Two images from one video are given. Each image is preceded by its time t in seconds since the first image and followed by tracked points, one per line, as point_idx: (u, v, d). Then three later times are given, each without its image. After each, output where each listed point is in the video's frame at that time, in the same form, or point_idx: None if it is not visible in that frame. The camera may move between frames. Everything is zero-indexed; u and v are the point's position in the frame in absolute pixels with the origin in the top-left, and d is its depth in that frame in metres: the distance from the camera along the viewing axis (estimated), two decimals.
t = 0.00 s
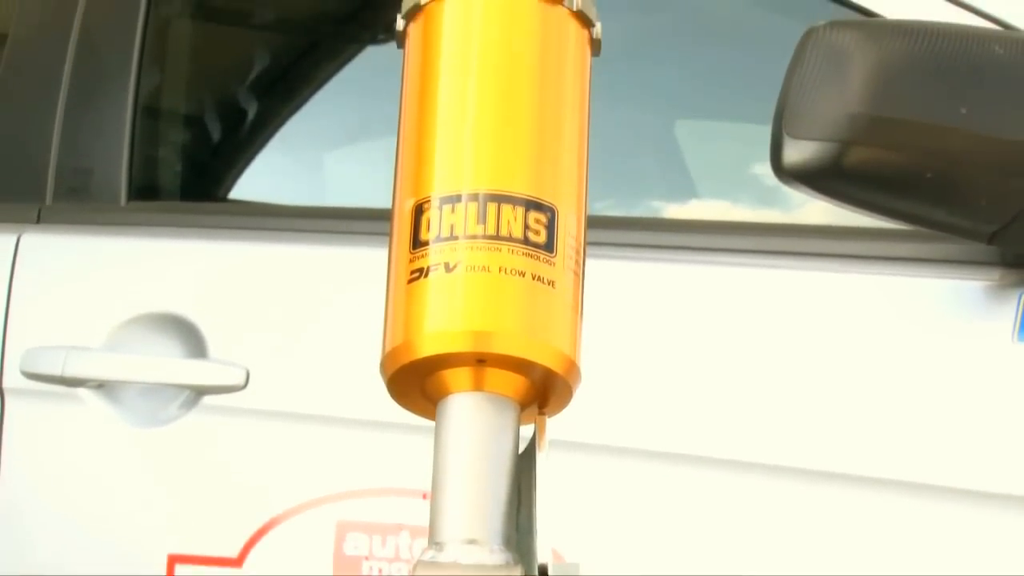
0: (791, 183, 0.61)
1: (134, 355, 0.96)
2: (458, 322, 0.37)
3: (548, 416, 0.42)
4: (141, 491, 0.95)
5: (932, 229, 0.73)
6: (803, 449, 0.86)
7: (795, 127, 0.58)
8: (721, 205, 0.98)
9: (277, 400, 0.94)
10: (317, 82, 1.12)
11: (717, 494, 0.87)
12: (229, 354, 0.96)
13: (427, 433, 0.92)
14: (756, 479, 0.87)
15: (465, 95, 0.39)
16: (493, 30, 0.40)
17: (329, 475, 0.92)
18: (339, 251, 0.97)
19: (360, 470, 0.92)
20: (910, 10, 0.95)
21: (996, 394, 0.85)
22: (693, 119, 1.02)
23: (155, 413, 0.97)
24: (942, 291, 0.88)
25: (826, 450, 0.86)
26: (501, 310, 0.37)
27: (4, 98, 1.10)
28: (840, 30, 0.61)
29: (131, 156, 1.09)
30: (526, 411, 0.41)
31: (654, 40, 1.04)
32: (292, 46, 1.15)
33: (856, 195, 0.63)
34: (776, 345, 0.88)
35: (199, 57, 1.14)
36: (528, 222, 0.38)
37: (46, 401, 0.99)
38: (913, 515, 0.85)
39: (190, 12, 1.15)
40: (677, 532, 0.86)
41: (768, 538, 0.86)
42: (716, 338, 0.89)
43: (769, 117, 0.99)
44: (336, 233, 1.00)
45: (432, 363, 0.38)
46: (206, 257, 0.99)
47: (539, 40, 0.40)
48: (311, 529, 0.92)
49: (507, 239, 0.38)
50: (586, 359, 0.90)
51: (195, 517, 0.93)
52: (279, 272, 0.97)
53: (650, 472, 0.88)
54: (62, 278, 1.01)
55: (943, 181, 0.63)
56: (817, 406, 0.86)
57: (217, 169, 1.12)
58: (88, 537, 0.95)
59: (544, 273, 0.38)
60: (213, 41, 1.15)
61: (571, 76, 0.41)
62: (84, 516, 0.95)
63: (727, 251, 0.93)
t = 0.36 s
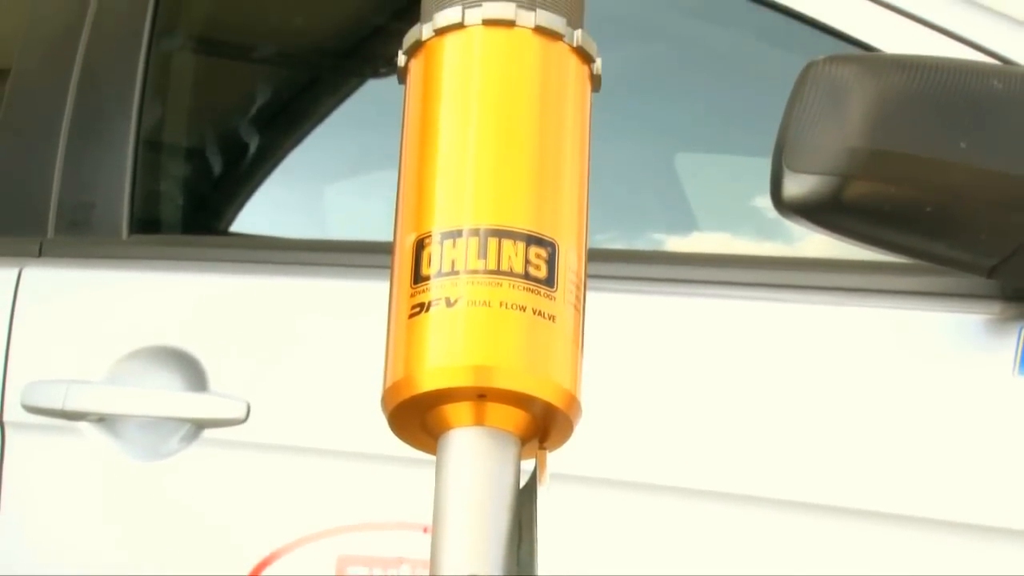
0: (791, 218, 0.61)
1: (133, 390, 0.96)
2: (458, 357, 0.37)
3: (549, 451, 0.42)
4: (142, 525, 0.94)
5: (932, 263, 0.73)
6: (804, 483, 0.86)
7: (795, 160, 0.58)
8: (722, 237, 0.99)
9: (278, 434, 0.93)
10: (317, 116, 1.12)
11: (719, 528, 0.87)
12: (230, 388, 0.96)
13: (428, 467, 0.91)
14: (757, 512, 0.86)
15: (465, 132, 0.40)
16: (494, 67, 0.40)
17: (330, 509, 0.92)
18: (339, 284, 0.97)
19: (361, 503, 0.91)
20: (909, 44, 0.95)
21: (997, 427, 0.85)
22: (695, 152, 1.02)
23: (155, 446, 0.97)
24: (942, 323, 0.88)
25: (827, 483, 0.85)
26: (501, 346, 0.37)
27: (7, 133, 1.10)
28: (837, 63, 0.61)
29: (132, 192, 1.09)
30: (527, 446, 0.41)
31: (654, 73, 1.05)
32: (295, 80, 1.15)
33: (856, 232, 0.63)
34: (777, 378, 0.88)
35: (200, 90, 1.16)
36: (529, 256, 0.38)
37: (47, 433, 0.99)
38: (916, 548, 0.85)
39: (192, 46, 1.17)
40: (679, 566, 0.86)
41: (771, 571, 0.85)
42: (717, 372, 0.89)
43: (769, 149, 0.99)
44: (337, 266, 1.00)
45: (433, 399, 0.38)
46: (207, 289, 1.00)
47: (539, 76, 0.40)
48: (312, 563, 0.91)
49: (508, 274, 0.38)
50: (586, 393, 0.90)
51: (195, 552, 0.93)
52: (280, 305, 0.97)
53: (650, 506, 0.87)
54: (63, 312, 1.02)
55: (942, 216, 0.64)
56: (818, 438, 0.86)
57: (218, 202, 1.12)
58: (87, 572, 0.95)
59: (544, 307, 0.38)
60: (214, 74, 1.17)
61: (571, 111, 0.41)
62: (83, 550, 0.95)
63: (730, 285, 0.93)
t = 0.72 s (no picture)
0: (791, 250, 0.61)
1: (133, 424, 0.96)
2: (458, 391, 0.37)
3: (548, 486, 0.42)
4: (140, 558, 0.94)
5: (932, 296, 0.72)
6: (806, 517, 0.85)
7: (795, 194, 0.58)
8: (723, 268, 0.99)
9: (279, 467, 0.93)
10: (317, 150, 1.12)
11: (720, 561, 0.86)
12: (230, 423, 0.95)
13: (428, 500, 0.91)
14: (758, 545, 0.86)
15: (466, 167, 0.40)
16: (493, 104, 0.40)
17: (329, 543, 0.91)
18: (340, 317, 0.97)
19: (361, 537, 0.91)
20: (911, 80, 0.95)
21: (998, 461, 0.85)
22: (694, 184, 1.03)
23: (155, 480, 0.97)
24: (943, 358, 0.88)
25: (828, 517, 0.85)
26: (501, 380, 0.37)
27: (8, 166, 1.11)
28: (836, 97, 0.61)
29: (132, 225, 1.09)
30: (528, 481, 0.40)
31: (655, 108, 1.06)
32: (296, 113, 1.15)
33: (855, 265, 0.63)
34: (777, 411, 0.88)
35: (201, 124, 1.17)
36: (529, 291, 0.38)
37: (46, 466, 0.99)
38: None
39: (192, 80, 1.18)
40: None
41: None
42: (717, 406, 0.89)
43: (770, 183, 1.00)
44: (338, 299, 1.00)
45: (432, 434, 0.38)
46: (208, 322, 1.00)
47: (539, 111, 0.41)
48: None
49: (508, 308, 0.38)
50: (587, 426, 0.90)
51: None
52: (280, 338, 0.97)
53: (651, 539, 0.87)
54: (63, 345, 1.02)
55: (942, 250, 0.64)
56: (818, 472, 0.86)
57: (219, 235, 1.12)
58: None
59: (544, 342, 0.38)
60: (213, 108, 1.18)
61: (571, 147, 0.41)
62: None
63: (730, 318, 0.93)
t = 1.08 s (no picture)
0: (790, 282, 0.60)
1: (133, 456, 0.96)
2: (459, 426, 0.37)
3: (548, 521, 0.42)
4: None
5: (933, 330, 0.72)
6: (806, 549, 0.85)
7: (796, 224, 0.57)
8: (725, 300, 0.98)
9: (280, 500, 0.93)
10: (318, 183, 1.13)
11: None
12: (230, 456, 0.95)
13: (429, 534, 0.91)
14: None
15: (466, 201, 0.40)
16: (494, 138, 0.40)
17: None
18: (342, 350, 0.97)
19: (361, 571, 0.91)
20: (910, 113, 0.96)
21: (998, 495, 0.84)
22: (694, 217, 1.03)
23: (156, 513, 0.97)
24: (944, 393, 0.88)
25: (829, 550, 0.85)
26: (502, 415, 0.37)
27: (11, 199, 1.11)
28: (837, 132, 0.62)
29: (135, 257, 1.10)
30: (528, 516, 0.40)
31: (656, 142, 1.07)
32: (296, 146, 1.17)
33: (852, 295, 0.62)
34: (778, 444, 0.88)
35: (206, 156, 1.18)
36: (530, 325, 0.38)
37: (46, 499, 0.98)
38: None
39: (194, 114, 1.19)
40: None
41: None
42: (718, 439, 0.88)
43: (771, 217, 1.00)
44: (339, 332, 1.00)
45: (432, 469, 0.38)
46: (210, 355, 1.00)
47: (539, 142, 0.41)
48: None
49: (509, 342, 0.38)
50: (588, 459, 0.90)
51: None
52: (281, 372, 0.97)
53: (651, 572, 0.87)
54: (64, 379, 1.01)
55: (941, 282, 0.63)
56: (819, 505, 0.86)
57: (220, 268, 1.12)
58: None
59: (546, 377, 0.38)
60: (218, 139, 1.19)
61: (571, 180, 0.41)
62: None
63: (728, 349, 0.94)
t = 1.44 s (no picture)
0: (790, 316, 0.60)
1: (133, 491, 0.96)
2: (460, 461, 0.37)
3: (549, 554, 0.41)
4: None
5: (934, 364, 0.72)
6: None
7: (796, 260, 0.58)
8: (728, 333, 0.98)
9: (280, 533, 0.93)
10: (319, 217, 1.13)
11: None
12: (229, 488, 0.95)
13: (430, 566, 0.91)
14: None
15: (466, 235, 0.40)
16: (494, 173, 0.41)
17: None
18: (344, 383, 0.97)
19: None
20: (909, 146, 0.96)
21: (999, 527, 0.84)
22: (693, 250, 1.03)
23: (155, 548, 0.97)
24: (945, 427, 0.88)
25: None
26: (502, 450, 0.37)
27: (13, 232, 1.11)
28: (836, 165, 0.62)
29: (136, 290, 1.10)
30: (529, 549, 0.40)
31: (658, 177, 1.07)
32: (297, 180, 1.17)
33: (854, 330, 0.62)
34: (779, 476, 0.87)
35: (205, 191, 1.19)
36: (531, 359, 0.39)
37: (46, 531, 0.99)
38: None
39: (195, 147, 1.21)
40: None
41: None
42: (718, 471, 0.88)
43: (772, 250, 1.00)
44: (340, 364, 1.00)
45: (433, 503, 0.38)
46: (211, 388, 1.00)
47: (539, 176, 0.41)
48: None
49: (510, 377, 0.38)
50: (588, 492, 0.89)
51: None
52: (282, 404, 0.97)
53: None
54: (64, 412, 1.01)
55: (942, 315, 0.63)
56: (820, 537, 0.85)
57: (222, 301, 1.12)
58: None
59: (546, 411, 0.38)
60: (219, 173, 1.20)
61: (571, 214, 0.42)
62: None
63: (729, 382, 0.93)
